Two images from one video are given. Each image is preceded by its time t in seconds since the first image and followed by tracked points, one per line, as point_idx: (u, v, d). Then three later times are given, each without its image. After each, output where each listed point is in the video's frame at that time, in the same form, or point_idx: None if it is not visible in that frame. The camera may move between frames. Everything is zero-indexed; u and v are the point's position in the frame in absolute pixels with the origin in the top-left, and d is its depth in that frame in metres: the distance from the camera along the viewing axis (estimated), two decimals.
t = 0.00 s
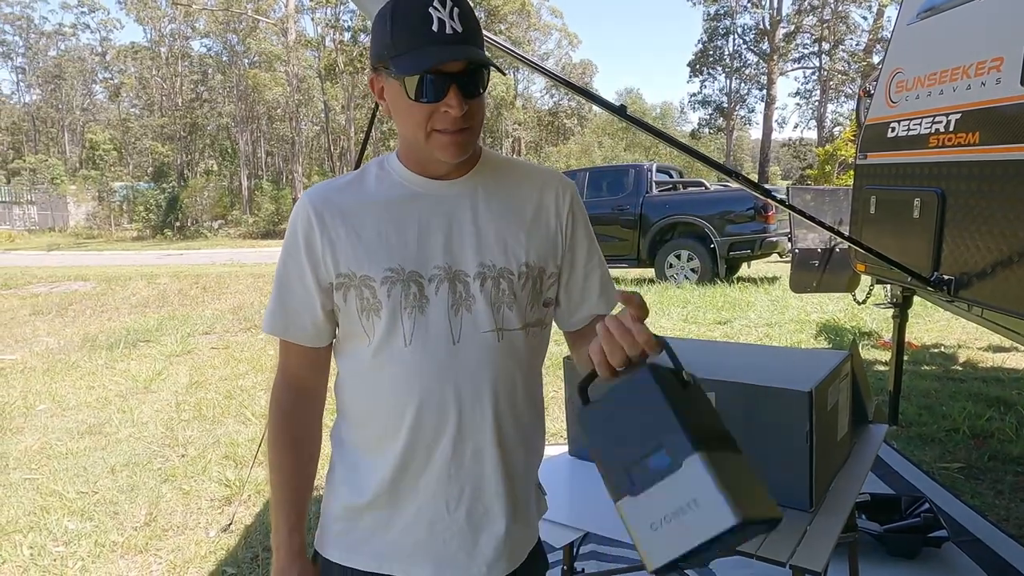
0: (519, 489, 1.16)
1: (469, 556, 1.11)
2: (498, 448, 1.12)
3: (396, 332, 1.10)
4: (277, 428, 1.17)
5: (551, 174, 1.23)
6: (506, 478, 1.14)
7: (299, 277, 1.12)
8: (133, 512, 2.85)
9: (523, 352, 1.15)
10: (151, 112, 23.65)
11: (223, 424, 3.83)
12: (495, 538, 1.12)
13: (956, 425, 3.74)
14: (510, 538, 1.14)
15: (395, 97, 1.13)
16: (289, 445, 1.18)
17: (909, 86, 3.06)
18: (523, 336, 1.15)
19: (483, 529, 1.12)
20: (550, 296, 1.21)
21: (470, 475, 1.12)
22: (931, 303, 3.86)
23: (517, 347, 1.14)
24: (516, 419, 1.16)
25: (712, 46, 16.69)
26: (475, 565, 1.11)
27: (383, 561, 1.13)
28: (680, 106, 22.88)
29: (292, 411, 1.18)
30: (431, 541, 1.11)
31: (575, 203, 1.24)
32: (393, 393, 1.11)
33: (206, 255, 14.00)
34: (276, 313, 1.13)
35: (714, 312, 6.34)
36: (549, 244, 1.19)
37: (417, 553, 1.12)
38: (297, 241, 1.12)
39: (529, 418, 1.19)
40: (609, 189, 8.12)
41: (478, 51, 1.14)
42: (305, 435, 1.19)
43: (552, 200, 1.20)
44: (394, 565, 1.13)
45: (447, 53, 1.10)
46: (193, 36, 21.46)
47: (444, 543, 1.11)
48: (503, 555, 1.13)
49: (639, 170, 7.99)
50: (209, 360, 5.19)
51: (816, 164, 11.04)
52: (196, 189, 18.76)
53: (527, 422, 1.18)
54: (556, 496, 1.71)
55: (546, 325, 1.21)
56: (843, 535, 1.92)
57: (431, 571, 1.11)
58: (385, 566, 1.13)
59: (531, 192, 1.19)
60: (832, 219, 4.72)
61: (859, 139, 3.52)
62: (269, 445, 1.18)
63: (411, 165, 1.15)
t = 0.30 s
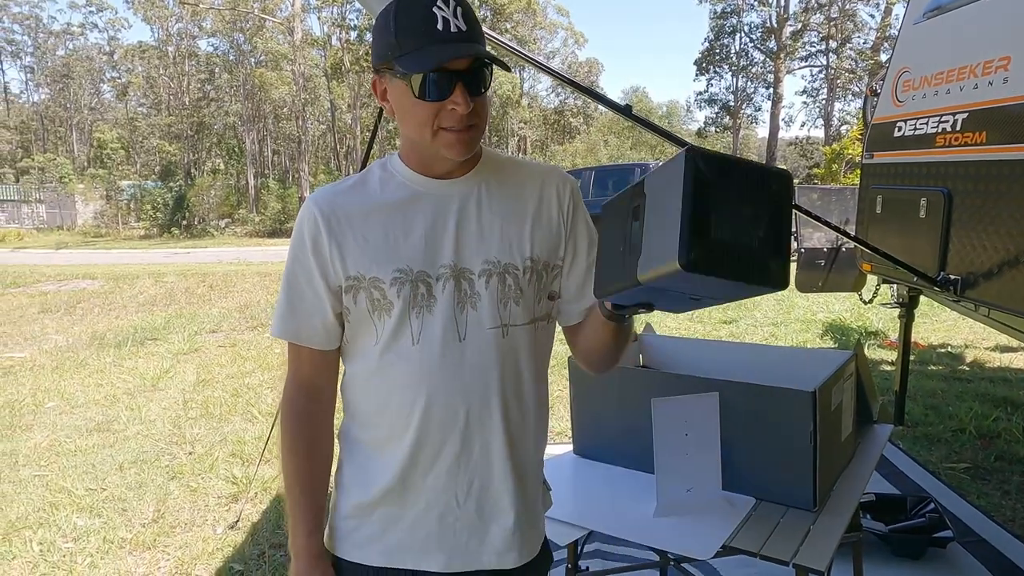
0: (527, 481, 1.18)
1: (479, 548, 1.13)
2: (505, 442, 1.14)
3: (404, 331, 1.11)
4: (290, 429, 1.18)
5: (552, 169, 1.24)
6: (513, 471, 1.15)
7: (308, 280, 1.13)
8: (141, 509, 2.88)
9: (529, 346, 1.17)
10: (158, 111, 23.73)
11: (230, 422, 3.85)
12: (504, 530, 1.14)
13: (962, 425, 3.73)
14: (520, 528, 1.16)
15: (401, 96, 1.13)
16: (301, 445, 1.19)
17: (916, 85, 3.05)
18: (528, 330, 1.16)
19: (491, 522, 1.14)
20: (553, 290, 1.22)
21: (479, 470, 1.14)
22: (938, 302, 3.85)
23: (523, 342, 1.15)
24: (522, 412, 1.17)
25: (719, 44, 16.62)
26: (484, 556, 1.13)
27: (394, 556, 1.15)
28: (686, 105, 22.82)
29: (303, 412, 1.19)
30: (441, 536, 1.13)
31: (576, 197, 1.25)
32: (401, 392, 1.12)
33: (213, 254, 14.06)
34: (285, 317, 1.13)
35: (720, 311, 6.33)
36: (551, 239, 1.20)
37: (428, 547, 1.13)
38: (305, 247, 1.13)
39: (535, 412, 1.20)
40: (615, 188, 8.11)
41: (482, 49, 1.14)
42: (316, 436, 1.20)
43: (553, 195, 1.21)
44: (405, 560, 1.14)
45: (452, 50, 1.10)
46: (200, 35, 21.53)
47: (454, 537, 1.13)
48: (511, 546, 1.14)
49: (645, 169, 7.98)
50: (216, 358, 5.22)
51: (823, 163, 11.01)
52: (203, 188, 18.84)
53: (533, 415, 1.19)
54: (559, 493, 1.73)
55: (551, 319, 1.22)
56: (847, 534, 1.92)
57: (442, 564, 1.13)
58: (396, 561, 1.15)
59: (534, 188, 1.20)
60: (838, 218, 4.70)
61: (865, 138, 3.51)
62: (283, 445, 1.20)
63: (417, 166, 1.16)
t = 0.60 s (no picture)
0: (524, 481, 1.18)
1: (474, 545, 1.13)
2: (500, 441, 1.14)
3: (400, 329, 1.12)
4: (291, 421, 1.19)
5: (554, 172, 1.24)
6: (508, 471, 1.15)
7: (307, 276, 1.14)
8: (149, 505, 2.90)
9: (525, 347, 1.17)
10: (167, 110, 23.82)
11: (238, 419, 3.87)
12: (498, 528, 1.14)
13: (970, 425, 3.71)
14: (514, 527, 1.16)
15: (394, 102, 1.15)
16: (302, 438, 1.20)
17: (924, 83, 3.04)
18: (525, 330, 1.17)
19: (485, 520, 1.14)
20: (553, 291, 1.23)
21: (474, 468, 1.14)
22: (946, 301, 3.82)
23: (519, 343, 1.16)
24: (519, 411, 1.17)
25: (726, 42, 16.54)
26: (478, 555, 1.13)
27: (390, 552, 1.15)
28: (694, 103, 22.76)
29: (304, 406, 1.20)
30: (435, 533, 1.13)
31: (577, 200, 1.25)
32: (398, 390, 1.13)
33: (221, 252, 14.14)
34: (284, 312, 1.15)
35: (727, 310, 6.31)
36: (550, 241, 1.20)
37: (422, 544, 1.14)
38: (305, 242, 1.14)
39: (531, 412, 1.20)
40: (621, 187, 8.10)
41: (473, 51, 1.14)
42: (316, 430, 1.21)
43: (554, 197, 1.22)
44: (400, 556, 1.15)
45: (441, 55, 1.11)
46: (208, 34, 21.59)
47: (450, 534, 1.13)
48: (505, 544, 1.15)
49: (652, 168, 7.96)
50: (224, 356, 5.24)
51: (831, 161, 10.97)
52: (211, 186, 18.92)
53: (529, 415, 1.20)
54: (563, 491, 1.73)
55: (548, 320, 1.22)
56: (852, 534, 1.92)
57: (436, 562, 1.13)
58: (392, 557, 1.15)
59: (534, 190, 1.20)
60: (846, 217, 4.68)
61: (873, 137, 3.50)
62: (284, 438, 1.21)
63: (416, 167, 1.17)
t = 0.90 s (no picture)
0: (518, 484, 1.19)
1: (467, 547, 1.14)
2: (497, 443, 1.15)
3: (400, 329, 1.12)
4: (288, 415, 1.20)
5: (557, 176, 1.25)
6: (503, 472, 1.16)
7: (307, 272, 1.15)
8: (155, 505, 2.91)
9: (522, 351, 1.18)
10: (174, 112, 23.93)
11: (244, 419, 3.89)
12: (492, 530, 1.15)
13: (978, 427, 3.70)
14: (508, 528, 1.17)
15: (392, 100, 1.16)
16: (298, 433, 1.21)
17: (931, 84, 3.03)
18: (523, 334, 1.17)
19: (480, 521, 1.15)
20: (550, 295, 1.23)
21: (470, 469, 1.14)
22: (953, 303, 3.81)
23: (516, 346, 1.17)
24: (517, 414, 1.18)
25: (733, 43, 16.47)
26: (473, 556, 1.14)
27: (385, 551, 1.16)
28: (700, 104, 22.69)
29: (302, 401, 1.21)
30: (430, 533, 1.14)
31: (579, 207, 1.25)
32: (398, 390, 1.13)
33: (227, 253, 14.16)
34: (285, 308, 1.15)
35: (732, 311, 6.31)
36: (550, 246, 1.21)
37: (417, 544, 1.14)
38: (306, 239, 1.14)
39: (528, 415, 1.20)
40: (627, 188, 8.10)
41: (471, 52, 1.14)
42: (311, 425, 1.22)
43: (555, 203, 1.22)
44: (394, 554, 1.15)
45: (435, 54, 1.11)
46: (214, 36, 21.64)
47: (443, 535, 1.13)
48: (498, 546, 1.16)
49: (658, 169, 7.95)
50: (231, 357, 5.26)
51: (838, 162, 10.93)
52: (218, 188, 18.96)
53: (527, 419, 1.20)
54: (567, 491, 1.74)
55: (546, 324, 1.23)
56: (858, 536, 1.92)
57: (430, 563, 1.13)
58: (386, 555, 1.16)
59: (536, 194, 1.21)
60: (852, 218, 4.66)
61: (880, 138, 3.49)
62: (280, 430, 1.22)
63: (414, 167, 1.18)
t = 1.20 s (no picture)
0: (528, 476, 1.21)
1: (482, 542, 1.15)
2: (508, 437, 1.16)
3: (411, 328, 1.13)
4: (293, 420, 1.21)
5: (554, 172, 1.26)
6: (513, 466, 1.17)
7: (314, 276, 1.15)
8: (162, 504, 2.93)
9: (530, 346, 1.19)
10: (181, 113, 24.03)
11: (250, 420, 3.91)
12: (506, 524, 1.17)
13: (984, 430, 3.69)
14: (520, 521, 1.19)
15: (405, 101, 1.14)
16: (302, 437, 1.21)
17: (938, 86, 3.02)
18: (530, 329, 1.19)
19: (493, 516, 1.16)
20: (555, 289, 1.25)
21: (482, 465, 1.15)
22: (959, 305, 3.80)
23: (523, 341, 1.18)
24: (525, 409, 1.20)
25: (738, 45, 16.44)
26: (487, 551, 1.15)
27: (400, 550, 1.16)
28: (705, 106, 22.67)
29: (306, 406, 1.22)
30: (445, 530, 1.15)
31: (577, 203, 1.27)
32: (409, 389, 1.14)
33: (232, 254, 14.22)
34: (292, 313, 1.16)
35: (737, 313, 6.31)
36: (551, 241, 1.22)
37: (432, 542, 1.15)
38: (312, 245, 1.14)
39: (535, 409, 1.22)
40: (632, 190, 8.10)
41: (486, 57, 1.15)
42: (315, 429, 1.23)
43: (554, 197, 1.23)
44: (409, 553, 1.16)
45: (455, 57, 1.11)
46: (221, 38, 21.71)
47: (458, 531, 1.15)
48: (511, 539, 1.17)
49: (663, 171, 7.95)
50: (236, 357, 5.28)
51: (844, 164, 10.91)
52: (223, 189, 19.04)
53: (534, 413, 1.22)
54: (571, 491, 1.75)
55: (551, 318, 1.24)
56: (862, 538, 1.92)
57: (446, 560, 1.15)
58: (401, 555, 1.16)
59: (536, 191, 1.22)
60: (857, 220, 4.66)
61: (886, 140, 3.48)
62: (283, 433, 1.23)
63: (420, 168, 1.18)
